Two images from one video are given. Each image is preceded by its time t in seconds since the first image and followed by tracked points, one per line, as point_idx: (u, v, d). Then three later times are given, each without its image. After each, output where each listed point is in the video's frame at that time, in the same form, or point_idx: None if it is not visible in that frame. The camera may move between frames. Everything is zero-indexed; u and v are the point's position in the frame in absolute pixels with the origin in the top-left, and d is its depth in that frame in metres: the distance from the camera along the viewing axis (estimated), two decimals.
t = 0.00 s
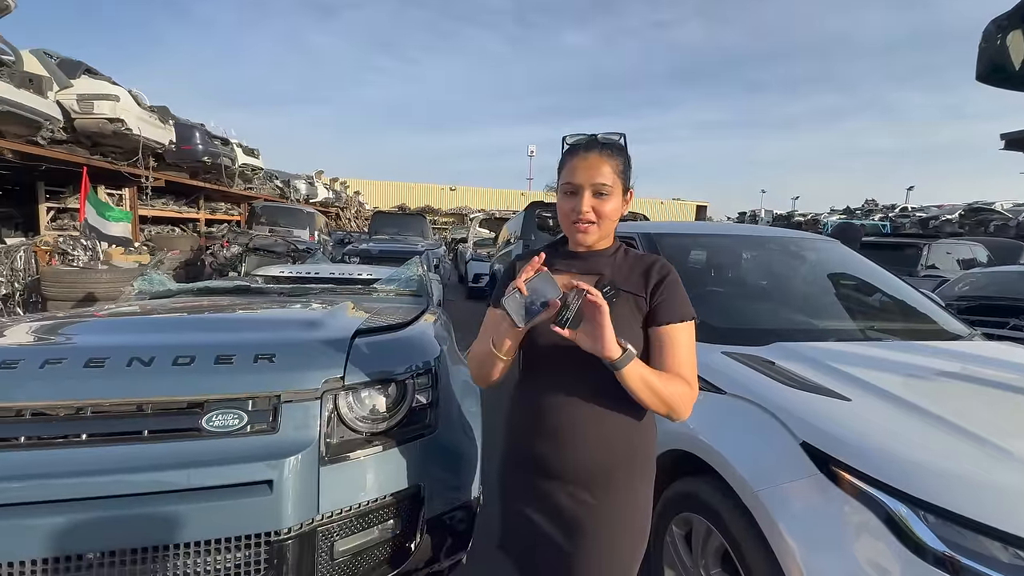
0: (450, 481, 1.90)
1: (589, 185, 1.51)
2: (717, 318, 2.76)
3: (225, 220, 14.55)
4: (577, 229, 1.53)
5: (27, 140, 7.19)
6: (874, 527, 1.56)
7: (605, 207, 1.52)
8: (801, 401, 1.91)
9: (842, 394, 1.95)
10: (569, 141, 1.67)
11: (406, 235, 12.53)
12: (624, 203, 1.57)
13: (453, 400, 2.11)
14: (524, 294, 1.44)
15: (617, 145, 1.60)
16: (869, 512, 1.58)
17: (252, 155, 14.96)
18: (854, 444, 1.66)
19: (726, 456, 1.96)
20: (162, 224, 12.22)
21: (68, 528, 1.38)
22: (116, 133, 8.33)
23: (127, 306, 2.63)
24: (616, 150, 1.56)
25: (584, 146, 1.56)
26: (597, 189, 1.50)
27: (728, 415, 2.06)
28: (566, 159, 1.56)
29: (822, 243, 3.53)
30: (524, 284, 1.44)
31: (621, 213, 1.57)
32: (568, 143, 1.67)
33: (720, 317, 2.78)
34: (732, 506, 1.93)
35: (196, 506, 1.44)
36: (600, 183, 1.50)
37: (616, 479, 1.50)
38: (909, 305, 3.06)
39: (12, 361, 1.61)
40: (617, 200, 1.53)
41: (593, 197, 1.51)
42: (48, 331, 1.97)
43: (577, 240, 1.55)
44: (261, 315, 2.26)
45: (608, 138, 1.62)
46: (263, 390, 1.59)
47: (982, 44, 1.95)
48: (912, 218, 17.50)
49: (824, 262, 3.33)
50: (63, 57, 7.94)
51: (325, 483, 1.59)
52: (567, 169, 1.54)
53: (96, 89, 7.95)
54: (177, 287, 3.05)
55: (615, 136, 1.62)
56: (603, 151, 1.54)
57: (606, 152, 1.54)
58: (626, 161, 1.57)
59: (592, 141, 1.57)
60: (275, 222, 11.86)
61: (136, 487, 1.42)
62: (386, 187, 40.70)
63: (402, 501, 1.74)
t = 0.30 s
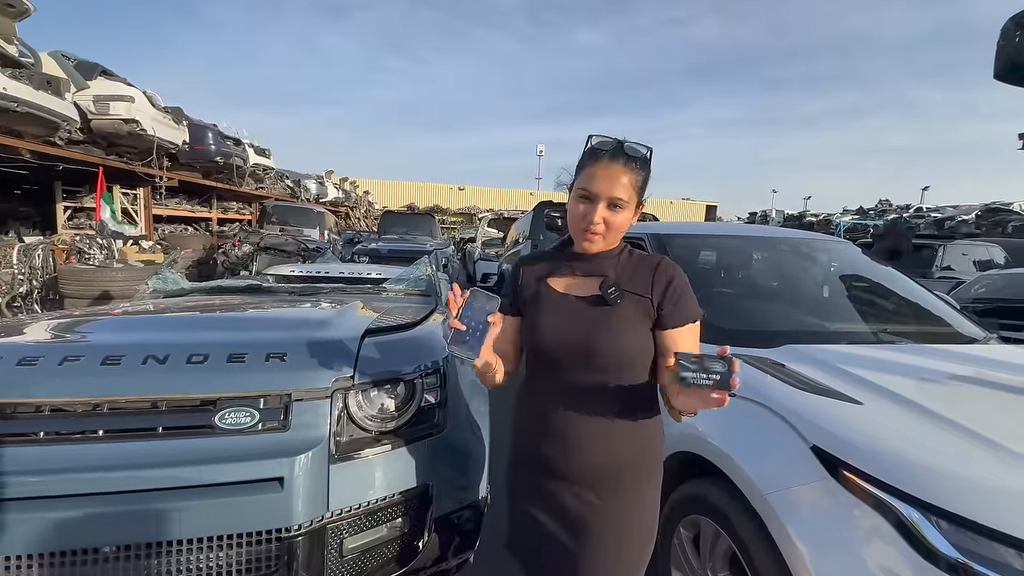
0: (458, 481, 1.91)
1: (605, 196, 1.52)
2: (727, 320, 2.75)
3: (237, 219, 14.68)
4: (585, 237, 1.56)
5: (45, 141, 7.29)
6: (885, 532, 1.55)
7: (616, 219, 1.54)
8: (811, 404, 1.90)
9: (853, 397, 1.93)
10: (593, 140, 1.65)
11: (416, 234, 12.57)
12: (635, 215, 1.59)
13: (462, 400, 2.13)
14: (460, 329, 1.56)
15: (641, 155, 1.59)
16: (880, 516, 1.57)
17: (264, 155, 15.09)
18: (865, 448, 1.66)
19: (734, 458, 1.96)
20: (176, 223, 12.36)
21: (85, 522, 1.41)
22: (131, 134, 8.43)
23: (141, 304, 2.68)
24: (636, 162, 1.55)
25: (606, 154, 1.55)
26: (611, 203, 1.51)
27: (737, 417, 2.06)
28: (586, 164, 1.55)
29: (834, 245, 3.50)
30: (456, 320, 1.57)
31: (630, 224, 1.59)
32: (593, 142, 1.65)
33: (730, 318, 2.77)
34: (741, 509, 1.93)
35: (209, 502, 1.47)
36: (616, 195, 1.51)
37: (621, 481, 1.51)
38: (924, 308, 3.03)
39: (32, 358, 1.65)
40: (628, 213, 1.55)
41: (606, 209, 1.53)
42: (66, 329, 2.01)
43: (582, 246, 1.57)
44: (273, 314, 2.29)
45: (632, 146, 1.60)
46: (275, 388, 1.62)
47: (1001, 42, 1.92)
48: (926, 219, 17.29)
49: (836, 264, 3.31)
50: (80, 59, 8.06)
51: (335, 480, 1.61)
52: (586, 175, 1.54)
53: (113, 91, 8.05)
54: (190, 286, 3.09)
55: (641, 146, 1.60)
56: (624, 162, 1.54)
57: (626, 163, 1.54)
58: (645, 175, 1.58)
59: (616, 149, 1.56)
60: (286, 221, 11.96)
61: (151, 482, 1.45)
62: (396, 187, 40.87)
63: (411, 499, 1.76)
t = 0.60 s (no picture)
0: (467, 481, 1.92)
1: (609, 194, 1.52)
2: (738, 323, 2.74)
3: (250, 220, 14.85)
4: (591, 236, 1.56)
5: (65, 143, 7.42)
6: (901, 540, 1.53)
7: (622, 217, 1.54)
8: (825, 408, 1.89)
9: (867, 402, 1.92)
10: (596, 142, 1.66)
11: (426, 236, 12.63)
12: (642, 212, 1.58)
13: (471, 402, 2.14)
14: (461, 346, 1.55)
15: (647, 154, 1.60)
16: (896, 524, 1.55)
17: (276, 157, 15.26)
18: (879, 453, 1.64)
19: (745, 462, 1.95)
20: (190, 224, 12.53)
21: (102, 517, 1.43)
22: (148, 136, 8.56)
23: (157, 303, 2.72)
24: (640, 159, 1.56)
25: (609, 153, 1.56)
26: (615, 200, 1.51)
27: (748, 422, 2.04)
28: (589, 165, 1.57)
29: (847, 247, 3.47)
30: (456, 337, 1.57)
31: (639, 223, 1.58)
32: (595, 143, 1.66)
33: (742, 321, 2.76)
34: (752, 514, 1.92)
35: (223, 499, 1.49)
36: (620, 193, 1.52)
37: (632, 484, 1.51)
38: (940, 312, 3.00)
39: (52, 355, 1.68)
40: (635, 209, 1.54)
41: (610, 207, 1.53)
42: (84, 327, 2.05)
43: (590, 246, 1.57)
44: (285, 314, 2.32)
45: (635, 144, 1.61)
46: (287, 387, 1.64)
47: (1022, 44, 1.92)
48: (942, 221, 17.07)
49: (850, 267, 3.28)
50: (100, 63, 8.20)
51: (344, 479, 1.63)
52: (589, 175, 1.56)
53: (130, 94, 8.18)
54: (204, 286, 3.14)
55: (643, 142, 1.62)
56: (627, 160, 1.55)
57: (629, 161, 1.55)
58: (652, 173, 1.58)
59: (620, 148, 1.57)
60: (298, 222, 12.07)
61: (167, 479, 1.47)
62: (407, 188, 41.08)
63: (419, 499, 1.78)
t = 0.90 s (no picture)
0: (479, 484, 1.93)
1: (579, 193, 1.56)
2: (755, 327, 2.72)
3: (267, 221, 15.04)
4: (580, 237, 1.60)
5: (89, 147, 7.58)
6: (924, 552, 1.51)
7: (595, 212, 1.54)
8: (845, 415, 1.86)
9: (887, 409, 1.88)
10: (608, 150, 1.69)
11: (440, 238, 12.70)
12: (625, 202, 1.52)
13: (483, 404, 2.15)
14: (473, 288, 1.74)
15: (636, 149, 1.58)
16: (916, 535, 1.54)
17: (293, 159, 15.44)
18: (897, 461, 1.62)
19: (761, 468, 1.93)
20: (208, 225, 12.72)
21: (124, 512, 1.47)
22: (169, 140, 8.71)
23: (176, 303, 2.77)
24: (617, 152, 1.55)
25: (590, 156, 1.61)
26: (582, 196, 1.54)
27: (762, 427, 2.02)
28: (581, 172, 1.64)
29: (866, 251, 3.43)
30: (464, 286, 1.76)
31: (625, 213, 1.52)
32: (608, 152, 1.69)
33: (758, 326, 2.73)
34: (767, 521, 1.90)
35: (240, 497, 1.52)
36: (586, 189, 1.54)
37: (646, 491, 1.50)
38: (963, 318, 2.95)
39: (76, 354, 1.72)
40: (609, 201, 1.52)
41: (583, 204, 1.56)
42: (106, 326, 2.09)
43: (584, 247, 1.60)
44: (300, 315, 2.35)
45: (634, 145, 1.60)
46: (301, 387, 1.67)
47: None
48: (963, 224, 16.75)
49: (870, 271, 3.23)
50: (123, 68, 8.38)
51: (357, 480, 1.65)
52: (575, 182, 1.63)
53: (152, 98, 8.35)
54: (222, 286, 3.19)
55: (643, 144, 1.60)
56: (600, 157, 1.57)
57: (603, 157, 1.56)
58: (630, 161, 1.53)
59: (603, 149, 1.60)
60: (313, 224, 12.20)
61: (186, 476, 1.50)
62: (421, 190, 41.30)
63: (430, 501, 1.79)
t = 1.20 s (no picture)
0: (496, 485, 1.93)
1: (591, 195, 1.57)
2: (777, 331, 2.68)
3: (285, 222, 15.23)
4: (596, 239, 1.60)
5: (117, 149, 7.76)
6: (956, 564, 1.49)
7: (607, 212, 1.54)
8: (871, 421, 1.83)
9: (915, 417, 1.85)
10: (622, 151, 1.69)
11: (455, 239, 12.76)
12: (637, 202, 1.51)
13: (501, 405, 2.15)
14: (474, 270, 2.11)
15: (646, 149, 1.57)
16: (947, 546, 1.51)
17: (311, 161, 15.63)
18: (925, 469, 1.60)
19: (783, 474, 1.91)
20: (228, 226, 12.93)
21: (153, 506, 1.50)
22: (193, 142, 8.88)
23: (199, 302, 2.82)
24: (627, 152, 1.55)
25: (601, 158, 1.62)
26: (594, 197, 1.55)
27: (782, 433, 2.00)
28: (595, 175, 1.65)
29: (891, 253, 3.37)
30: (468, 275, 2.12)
31: (638, 212, 1.51)
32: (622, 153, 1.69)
33: (781, 330, 2.70)
34: (790, 528, 1.88)
35: (264, 493, 1.54)
36: (598, 190, 1.54)
37: (669, 498, 1.48)
38: (993, 322, 2.89)
39: (106, 350, 1.77)
40: (621, 201, 1.51)
41: (596, 206, 1.56)
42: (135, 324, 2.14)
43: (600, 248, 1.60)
44: (321, 314, 2.38)
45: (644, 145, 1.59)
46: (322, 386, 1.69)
47: None
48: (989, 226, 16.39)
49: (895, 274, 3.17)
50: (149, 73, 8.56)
51: (376, 478, 1.66)
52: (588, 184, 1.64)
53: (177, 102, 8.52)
54: (243, 286, 3.24)
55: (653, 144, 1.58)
56: (611, 158, 1.57)
57: (613, 158, 1.56)
58: (641, 161, 1.53)
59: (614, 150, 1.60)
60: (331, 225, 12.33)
61: (213, 472, 1.53)
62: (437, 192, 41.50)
63: (447, 501, 1.79)
